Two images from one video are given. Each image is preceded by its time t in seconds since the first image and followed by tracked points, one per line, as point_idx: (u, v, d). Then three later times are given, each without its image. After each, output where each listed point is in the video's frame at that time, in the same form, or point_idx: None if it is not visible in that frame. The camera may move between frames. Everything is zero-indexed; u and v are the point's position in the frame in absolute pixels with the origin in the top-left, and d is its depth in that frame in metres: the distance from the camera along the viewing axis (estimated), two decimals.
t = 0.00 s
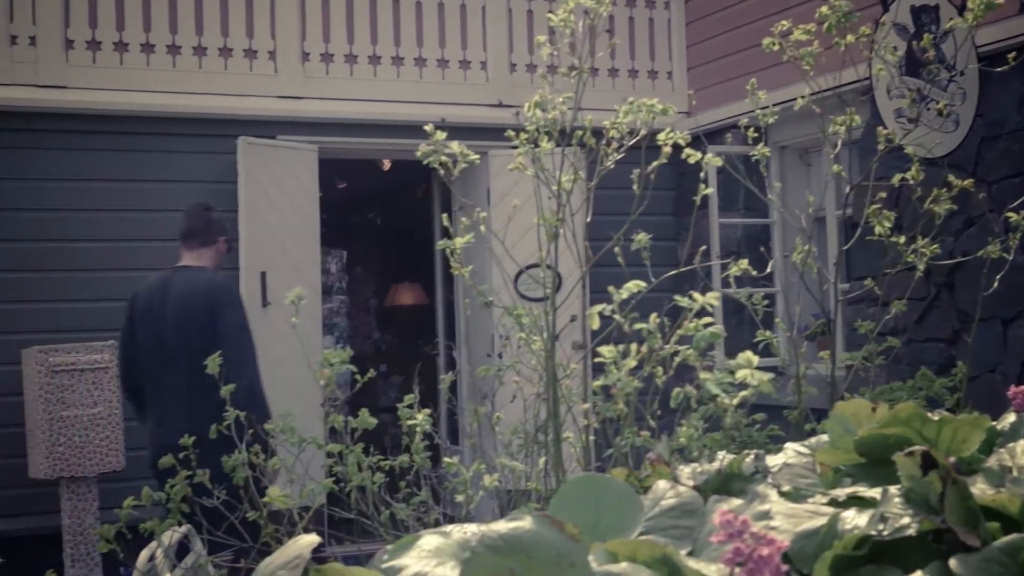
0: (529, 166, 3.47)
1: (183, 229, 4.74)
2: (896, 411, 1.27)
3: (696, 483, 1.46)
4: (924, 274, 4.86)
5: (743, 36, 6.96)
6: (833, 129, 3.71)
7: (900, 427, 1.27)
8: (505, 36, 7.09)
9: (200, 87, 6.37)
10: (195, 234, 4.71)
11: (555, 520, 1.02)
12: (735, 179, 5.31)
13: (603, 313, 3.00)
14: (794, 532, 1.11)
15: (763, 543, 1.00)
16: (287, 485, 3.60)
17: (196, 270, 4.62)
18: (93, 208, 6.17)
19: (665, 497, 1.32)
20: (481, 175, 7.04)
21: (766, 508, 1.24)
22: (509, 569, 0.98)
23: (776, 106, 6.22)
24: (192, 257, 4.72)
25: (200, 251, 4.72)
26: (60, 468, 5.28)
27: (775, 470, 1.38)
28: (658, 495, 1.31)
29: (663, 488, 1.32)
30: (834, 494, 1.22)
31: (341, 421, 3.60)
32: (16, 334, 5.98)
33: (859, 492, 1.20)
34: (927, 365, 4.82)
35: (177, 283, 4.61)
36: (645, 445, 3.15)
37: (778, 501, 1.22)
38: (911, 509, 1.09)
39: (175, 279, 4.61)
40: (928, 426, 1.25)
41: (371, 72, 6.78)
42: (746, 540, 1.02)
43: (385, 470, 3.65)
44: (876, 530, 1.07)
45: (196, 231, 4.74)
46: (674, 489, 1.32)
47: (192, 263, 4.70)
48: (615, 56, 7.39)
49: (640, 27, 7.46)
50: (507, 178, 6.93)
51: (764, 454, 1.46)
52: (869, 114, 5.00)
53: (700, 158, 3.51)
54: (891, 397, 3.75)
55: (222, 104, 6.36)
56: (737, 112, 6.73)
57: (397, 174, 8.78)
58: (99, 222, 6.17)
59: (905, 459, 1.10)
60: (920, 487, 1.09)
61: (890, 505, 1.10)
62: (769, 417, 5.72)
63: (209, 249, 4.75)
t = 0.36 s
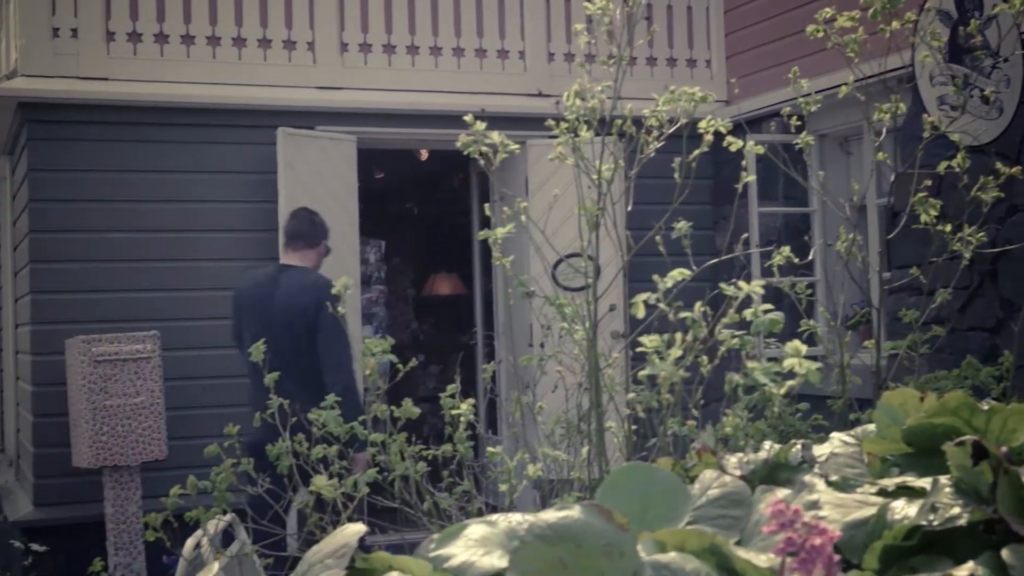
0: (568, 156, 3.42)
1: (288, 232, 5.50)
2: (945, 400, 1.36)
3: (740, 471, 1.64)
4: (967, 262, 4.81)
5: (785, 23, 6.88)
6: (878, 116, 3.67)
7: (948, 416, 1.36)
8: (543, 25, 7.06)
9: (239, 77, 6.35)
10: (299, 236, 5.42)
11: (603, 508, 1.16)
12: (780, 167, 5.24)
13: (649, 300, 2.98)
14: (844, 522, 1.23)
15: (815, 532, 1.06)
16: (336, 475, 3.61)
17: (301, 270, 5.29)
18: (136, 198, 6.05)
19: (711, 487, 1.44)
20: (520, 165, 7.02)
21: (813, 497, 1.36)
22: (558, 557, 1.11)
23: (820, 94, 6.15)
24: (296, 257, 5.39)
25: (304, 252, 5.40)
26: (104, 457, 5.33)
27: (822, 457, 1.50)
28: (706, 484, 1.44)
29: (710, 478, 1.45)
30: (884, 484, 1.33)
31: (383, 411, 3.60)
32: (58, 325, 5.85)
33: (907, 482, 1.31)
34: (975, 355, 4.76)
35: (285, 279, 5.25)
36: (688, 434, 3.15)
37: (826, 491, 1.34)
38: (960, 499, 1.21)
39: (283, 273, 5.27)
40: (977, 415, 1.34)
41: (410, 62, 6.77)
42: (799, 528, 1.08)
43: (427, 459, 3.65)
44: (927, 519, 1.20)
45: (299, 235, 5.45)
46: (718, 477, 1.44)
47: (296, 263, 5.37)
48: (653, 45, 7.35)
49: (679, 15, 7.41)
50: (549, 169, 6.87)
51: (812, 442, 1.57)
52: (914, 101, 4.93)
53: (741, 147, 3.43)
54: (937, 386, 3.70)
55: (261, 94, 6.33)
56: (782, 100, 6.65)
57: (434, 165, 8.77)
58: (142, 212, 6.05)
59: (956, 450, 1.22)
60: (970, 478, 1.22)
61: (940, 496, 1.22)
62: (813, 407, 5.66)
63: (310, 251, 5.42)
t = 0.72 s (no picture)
0: (610, 145, 3.45)
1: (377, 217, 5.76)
2: (994, 392, 1.57)
3: (786, 461, 1.86)
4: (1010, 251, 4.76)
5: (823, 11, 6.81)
6: (922, 105, 3.63)
7: (996, 406, 1.57)
8: (578, 15, 7.03)
9: (276, 69, 6.35)
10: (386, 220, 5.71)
11: (650, 499, 1.23)
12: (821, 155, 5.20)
13: (693, 290, 3.01)
14: (895, 513, 1.37)
15: (869, 523, 1.14)
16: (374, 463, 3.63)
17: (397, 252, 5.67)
18: (173, 190, 6.06)
19: (758, 478, 1.57)
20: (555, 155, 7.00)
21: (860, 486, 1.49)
22: (604, 547, 1.20)
23: (861, 83, 6.10)
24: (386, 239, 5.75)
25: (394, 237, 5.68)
26: (144, 448, 5.37)
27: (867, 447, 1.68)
28: (751, 476, 1.57)
29: (755, 471, 1.57)
30: (933, 477, 1.49)
31: (424, 401, 3.60)
32: (98, 316, 5.86)
33: (955, 474, 1.48)
34: (1016, 344, 4.70)
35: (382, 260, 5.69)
36: (730, 425, 3.15)
37: (870, 482, 1.50)
38: (1009, 489, 1.36)
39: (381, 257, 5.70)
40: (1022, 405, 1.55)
41: (446, 52, 6.75)
42: (851, 519, 1.16)
43: (468, 450, 3.66)
44: (978, 509, 1.34)
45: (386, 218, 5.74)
46: (765, 471, 1.56)
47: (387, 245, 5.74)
48: (690, 35, 7.31)
49: (715, 4, 7.36)
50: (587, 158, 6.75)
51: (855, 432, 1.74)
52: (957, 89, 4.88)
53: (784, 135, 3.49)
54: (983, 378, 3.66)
55: (297, 85, 6.33)
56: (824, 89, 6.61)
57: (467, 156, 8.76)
58: (179, 204, 6.06)
59: (1008, 442, 1.38)
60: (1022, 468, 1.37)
61: (990, 487, 1.37)
62: (854, 398, 5.61)
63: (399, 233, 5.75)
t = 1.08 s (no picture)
0: (658, 134, 3.47)
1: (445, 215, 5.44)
2: None
3: (838, 450, 2.00)
4: None
5: None
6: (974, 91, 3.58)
7: None
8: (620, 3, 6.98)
9: (319, 59, 6.35)
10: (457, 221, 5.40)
11: (704, 490, 1.48)
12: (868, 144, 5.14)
13: (745, 279, 3.00)
14: (954, 501, 1.56)
15: (929, 513, 1.34)
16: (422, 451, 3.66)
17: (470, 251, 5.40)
18: (216, 180, 6.09)
19: (811, 467, 1.79)
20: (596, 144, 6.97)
21: (915, 475, 1.68)
22: (659, 533, 1.44)
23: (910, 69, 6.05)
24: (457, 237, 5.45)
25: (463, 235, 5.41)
26: (190, 436, 5.43)
27: (920, 437, 1.85)
28: (806, 464, 1.80)
29: (810, 459, 1.80)
30: (990, 465, 1.68)
31: (471, 390, 3.61)
32: (145, 305, 5.91)
33: (1012, 462, 1.66)
34: None
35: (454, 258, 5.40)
36: (780, 415, 3.13)
37: (927, 471, 1.68)
38: None
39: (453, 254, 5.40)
40: None
41: (488, 41, 6.73)
42: (909, 509, 1.36)
43: (515, 438, 3.66)
44: None
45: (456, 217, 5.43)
46: (817, 459, 1.79)
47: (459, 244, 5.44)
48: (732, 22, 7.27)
49: None
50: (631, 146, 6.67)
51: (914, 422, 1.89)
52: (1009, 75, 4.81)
53: (833, 121, 3.48)
54: None
55: (339, 75, 6.32)
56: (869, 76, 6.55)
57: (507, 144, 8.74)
58: (222, 194, 6.09)
59: None
60: None
61: None
62: (902, 387, 5.56)
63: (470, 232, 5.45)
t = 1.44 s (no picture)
0: (704, 123, 3.46)
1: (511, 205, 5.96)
2: None
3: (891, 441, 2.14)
4: None
5: None
6: None
7: None
8: None
9: (358, 50, 6.34)
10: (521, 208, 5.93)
11: (753, 481, 1.69)
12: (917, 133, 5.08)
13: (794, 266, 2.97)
14: (1005, 492, 1.65)
15: (984, 503, 1.43)
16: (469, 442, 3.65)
17: (533, 236, 5.91)
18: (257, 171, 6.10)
19: (861, 457, 1.99)
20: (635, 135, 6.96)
21: (966, 465, 1.80)
22: (711, 525, 1.64)
23: (959, 55, 5.97)
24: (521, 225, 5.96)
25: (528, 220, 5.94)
26: (231, 426, 5.47)
27: (970, 426, 1.98)
28: (857, 454, 1.99)
29: (860, 450, 1.99)
30: None
31: (514, 379, 3.61)
32: (188, 296, 5.96)
33: None
34: None
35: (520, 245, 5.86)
36: (825, 405, 3.11)
37: (982, 463, 1.77)
38: None
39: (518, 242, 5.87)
40: None
41: (527, 31, 6.69)
42: (963, 498, 1.44)
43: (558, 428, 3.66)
44: None
45: (520, 205, 5.97)
46: (867, 451, 1.97)
47: (522, 230, 5.93)
48: (772, 10, 7.21)
49: None
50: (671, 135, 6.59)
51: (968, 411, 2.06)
52: None
53: (882, 108, 3.45)
54: None
55: (377, 65, 6.30)
56: (915, 62, 6.45)
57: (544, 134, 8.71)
58: (263, 185, 6.10)
59: None
60: None
61: None
62: (951, 377, 5.48)
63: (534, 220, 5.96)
